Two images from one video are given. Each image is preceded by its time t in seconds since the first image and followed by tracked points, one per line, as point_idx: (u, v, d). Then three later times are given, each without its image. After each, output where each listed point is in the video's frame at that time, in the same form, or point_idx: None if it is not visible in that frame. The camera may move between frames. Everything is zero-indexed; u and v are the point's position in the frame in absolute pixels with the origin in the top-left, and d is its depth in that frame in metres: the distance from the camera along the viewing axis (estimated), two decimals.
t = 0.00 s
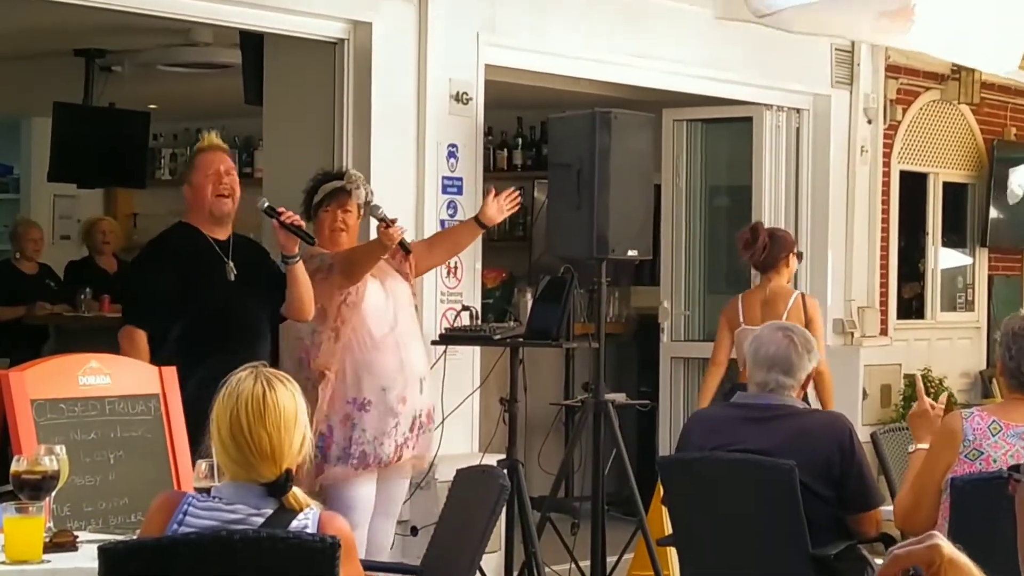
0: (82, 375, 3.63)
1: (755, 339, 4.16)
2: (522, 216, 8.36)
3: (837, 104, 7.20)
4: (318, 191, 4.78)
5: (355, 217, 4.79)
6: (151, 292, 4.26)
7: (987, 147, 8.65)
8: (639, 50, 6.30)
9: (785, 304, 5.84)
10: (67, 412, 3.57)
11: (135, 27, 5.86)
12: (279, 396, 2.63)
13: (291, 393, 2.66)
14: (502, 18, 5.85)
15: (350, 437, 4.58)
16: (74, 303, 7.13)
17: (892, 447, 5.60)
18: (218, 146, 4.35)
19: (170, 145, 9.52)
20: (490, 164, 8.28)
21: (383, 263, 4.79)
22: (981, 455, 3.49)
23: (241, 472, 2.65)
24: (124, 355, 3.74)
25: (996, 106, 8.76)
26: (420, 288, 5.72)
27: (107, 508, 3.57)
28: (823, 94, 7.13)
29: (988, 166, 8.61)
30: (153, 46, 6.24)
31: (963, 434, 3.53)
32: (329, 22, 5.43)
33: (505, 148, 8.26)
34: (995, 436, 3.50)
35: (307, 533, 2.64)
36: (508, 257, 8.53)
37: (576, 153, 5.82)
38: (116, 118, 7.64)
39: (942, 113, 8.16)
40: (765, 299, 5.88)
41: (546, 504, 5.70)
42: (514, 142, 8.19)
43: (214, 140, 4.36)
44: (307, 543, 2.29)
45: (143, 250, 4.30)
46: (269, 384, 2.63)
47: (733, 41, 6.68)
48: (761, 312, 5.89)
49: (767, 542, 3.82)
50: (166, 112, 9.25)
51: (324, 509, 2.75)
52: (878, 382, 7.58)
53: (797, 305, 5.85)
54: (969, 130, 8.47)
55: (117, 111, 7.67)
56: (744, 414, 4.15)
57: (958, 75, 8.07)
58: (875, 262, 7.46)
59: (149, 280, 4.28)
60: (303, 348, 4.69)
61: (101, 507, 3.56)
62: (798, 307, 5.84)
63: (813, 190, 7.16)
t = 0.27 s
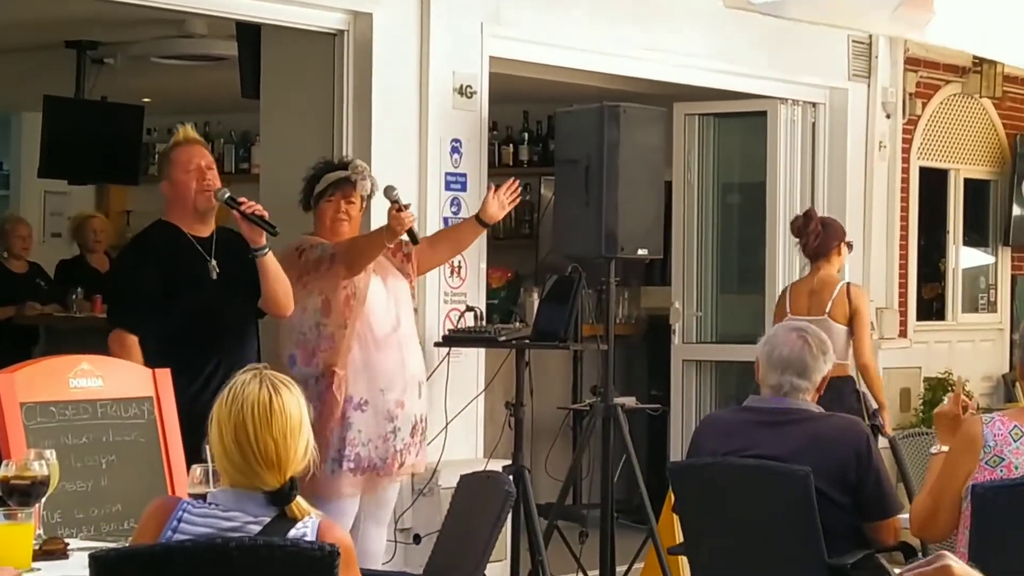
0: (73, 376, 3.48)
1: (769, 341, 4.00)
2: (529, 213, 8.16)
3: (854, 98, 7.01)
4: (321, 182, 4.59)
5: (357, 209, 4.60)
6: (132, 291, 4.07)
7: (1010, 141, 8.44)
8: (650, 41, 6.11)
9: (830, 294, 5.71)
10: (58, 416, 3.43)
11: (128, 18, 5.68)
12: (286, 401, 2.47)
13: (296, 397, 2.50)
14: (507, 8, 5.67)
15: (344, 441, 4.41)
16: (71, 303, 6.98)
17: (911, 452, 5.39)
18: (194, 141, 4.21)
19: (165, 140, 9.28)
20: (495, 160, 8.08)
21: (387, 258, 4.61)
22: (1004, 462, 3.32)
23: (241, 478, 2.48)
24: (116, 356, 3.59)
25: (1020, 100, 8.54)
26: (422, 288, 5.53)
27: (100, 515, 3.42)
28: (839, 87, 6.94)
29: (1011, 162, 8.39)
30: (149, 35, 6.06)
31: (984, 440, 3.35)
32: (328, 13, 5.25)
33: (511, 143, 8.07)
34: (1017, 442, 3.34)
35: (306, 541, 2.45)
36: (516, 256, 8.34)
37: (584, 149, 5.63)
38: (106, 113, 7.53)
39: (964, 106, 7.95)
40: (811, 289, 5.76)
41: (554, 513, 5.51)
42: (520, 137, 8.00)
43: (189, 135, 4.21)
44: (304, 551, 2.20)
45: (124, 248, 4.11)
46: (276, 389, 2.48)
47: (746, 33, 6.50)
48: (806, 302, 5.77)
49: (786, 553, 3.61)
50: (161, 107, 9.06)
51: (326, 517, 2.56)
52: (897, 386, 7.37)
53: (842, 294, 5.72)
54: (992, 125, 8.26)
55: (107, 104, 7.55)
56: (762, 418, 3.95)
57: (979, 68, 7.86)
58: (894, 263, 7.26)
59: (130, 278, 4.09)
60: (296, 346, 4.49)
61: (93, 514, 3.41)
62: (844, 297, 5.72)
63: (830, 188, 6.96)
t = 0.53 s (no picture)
0: (61, 372, 3.29)
1: (767, 336, 3.89)
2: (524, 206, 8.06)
3: (855, 89, 6.92)
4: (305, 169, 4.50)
5: (345, 200, 4.52)
6: (123, 284, 3.97)
7: (1013, 134, 8.35)
8: (648, 33, 6.02)
9: (875, 301, 5.93)
10: (46, 412, 3.26)
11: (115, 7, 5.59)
12: (279, 396, 2.38)
13: (291, 394, 2.41)
14: None
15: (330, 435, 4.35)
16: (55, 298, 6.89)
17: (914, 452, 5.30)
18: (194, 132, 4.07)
19: (155, 131, 9.17)
20: (491, 151, 7.99)
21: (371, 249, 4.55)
22: (1005, 459, 3.23)
23: (234, 475, 2.40)
24: (108, 350, 3.38)
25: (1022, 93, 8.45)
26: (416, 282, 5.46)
27: (89, 513, 3.26)
28: (840, 80, 6.85)
29: (1015, 155, 8.30)
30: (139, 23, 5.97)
31: (985, 437, 3.26)
32: (321, 4, 5.17)
33: (506, 135, 7.98)
34: (1020, 440, 3.24)
35: (297, 540, 2.39)
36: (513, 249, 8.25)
37: (582, 142, 5.55)
38: (94, 105, 7.45)
39: (967, 99, 7.87)
40: (855, 296, 5.97)
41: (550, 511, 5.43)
42: (515, 129, 7.91)
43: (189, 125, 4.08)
44: (297, 550, 2.13)
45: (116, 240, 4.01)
46: (269, 384, 2.39)
47: (747, 23, 6.41)
48: (850, 308, 5.99)
49: (788, 546, 3.54)
50: (152, 97, 8.97)
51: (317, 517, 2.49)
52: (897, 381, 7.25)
53: (886, 302, 5.92)
54: (994, 116, 8.17)
55: (96, 95, 7.47)
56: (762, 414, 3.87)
57: (982, 59, 7.78)
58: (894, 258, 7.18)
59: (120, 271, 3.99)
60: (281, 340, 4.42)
61: (81, 511, 3.26)
62: (887, 305, 5.93)
63: (831, 181, 6.87)
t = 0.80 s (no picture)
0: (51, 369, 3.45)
1: (767, 332, 3.90)
2: (520, 199, 7.95)
3: (856, 81, 6.83)
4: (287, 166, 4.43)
5: (330, 195, 4.45)
6: (133, 280, 3.98)
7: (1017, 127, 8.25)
8: (645, 23, 5.95)
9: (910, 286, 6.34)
10: (37, 409, 3.41)
11: None
12: (272, 392, 2.44)
13: (283, 390, 2.48)
14: None
15: (318, 437, 4.28)
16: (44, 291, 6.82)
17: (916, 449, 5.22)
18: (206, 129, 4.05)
19: (145, 123, 9.07)
20: (487, 144, 7.90)
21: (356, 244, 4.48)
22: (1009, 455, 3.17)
23: (226, 471, 2.46)
24: (99, 349, 3.54)
25: None
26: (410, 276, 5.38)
27: (79, 509, 3.40)
28: (841, 71, 6.77)
29: (1018, 148, 8.21)
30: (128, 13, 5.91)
31: (987, 433, 3.19)
32: None
33: (501, 127, 7.89)
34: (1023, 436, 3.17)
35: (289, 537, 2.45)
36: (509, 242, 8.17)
37: (578, 134, 5.48)
38: (83, 97, 7.41)
39: (970, 91, 7.79)
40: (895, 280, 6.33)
41: (546, 508, 5.36)
42: (511, 121, 7.82)
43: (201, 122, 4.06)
44: (287, 548, 2.25)
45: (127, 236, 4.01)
46: (262, 380, 2.45)
47: (746, 15, 6.34)
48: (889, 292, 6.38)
49: (783, 543, 3.56)
50: (144, 89, 8.89)
51: (308, 513, 2.55)
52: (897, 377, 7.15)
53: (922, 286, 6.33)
54: (997, 109, 8.08)
55: (85, 86, 7.42)
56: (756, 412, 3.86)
57: (985, 50, 7.70)
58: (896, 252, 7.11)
59: (130, 266, 3.99)
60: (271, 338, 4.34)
61: (71, 507, 3.39)
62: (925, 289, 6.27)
63: (832, 175, 6.79)
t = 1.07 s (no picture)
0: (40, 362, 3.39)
1: (762, 326, 3.87)
2: (514, 192, 7.89)
3: (852, 72, 6.79)
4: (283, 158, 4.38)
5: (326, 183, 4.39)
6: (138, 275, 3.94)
7: (1014, 120, 8.20)
8: (640, 14, 5.90)
9: (938, 285, 6.33)
10: (25, 402, 3.35)
11: None
12: (265, 386, 2.39)
13: (276, 384, 2.42)
14: None
15: (311, 430, 4.24)
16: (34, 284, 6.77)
17: (912, 444, 5.18)
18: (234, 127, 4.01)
19: (135, 115, 9.01)
20: (480, 137, 7.84)
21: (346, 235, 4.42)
22: (1005, 451, 3.15)
23: (217, 466, 2.41)
24: (88, 342, 3.49)
25: None
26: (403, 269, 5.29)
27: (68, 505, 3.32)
28: (837, 63, 6.72)
29: (1015, 141, 8.16)
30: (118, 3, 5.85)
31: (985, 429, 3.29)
32: None
33: (495, 120, 7.84)
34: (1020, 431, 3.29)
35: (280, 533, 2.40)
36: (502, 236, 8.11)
37: (572, 127, 5.42)
38: (72, 87, 7.37)
39: (966, 83, 7.74)
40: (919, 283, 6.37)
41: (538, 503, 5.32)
42: (504, 113, 7.77)
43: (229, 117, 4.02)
44: (279, 542, 2.20)
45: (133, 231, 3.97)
46: (254, 374, 2.40)
47: (742, 7, 6.28)
48: (914, 295, 6.39)
49: (781, 538, 3.56)
50: (135, 81, 8.83)
51: (301, 510, 2.50)
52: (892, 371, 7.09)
53: (949, 287, 6.32)
54: (994, 102, 8.03)
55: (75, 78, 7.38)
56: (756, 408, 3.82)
57: (982, 42, 7.65)
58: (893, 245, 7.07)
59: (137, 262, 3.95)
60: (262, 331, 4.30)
61: (59, 502, 3.32)
62: (951, 289, 6.32)
63: (827, 168, 6.75)
